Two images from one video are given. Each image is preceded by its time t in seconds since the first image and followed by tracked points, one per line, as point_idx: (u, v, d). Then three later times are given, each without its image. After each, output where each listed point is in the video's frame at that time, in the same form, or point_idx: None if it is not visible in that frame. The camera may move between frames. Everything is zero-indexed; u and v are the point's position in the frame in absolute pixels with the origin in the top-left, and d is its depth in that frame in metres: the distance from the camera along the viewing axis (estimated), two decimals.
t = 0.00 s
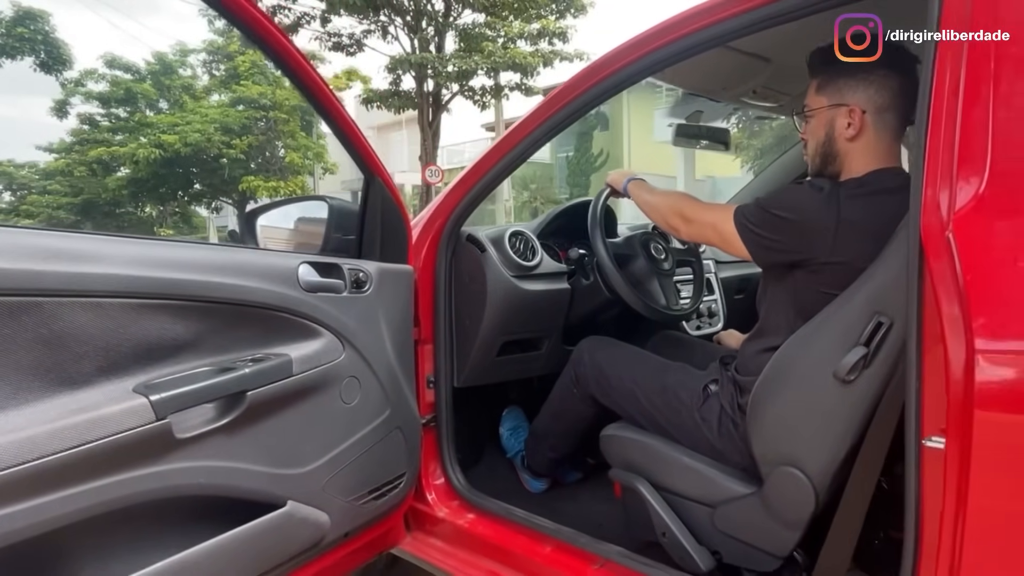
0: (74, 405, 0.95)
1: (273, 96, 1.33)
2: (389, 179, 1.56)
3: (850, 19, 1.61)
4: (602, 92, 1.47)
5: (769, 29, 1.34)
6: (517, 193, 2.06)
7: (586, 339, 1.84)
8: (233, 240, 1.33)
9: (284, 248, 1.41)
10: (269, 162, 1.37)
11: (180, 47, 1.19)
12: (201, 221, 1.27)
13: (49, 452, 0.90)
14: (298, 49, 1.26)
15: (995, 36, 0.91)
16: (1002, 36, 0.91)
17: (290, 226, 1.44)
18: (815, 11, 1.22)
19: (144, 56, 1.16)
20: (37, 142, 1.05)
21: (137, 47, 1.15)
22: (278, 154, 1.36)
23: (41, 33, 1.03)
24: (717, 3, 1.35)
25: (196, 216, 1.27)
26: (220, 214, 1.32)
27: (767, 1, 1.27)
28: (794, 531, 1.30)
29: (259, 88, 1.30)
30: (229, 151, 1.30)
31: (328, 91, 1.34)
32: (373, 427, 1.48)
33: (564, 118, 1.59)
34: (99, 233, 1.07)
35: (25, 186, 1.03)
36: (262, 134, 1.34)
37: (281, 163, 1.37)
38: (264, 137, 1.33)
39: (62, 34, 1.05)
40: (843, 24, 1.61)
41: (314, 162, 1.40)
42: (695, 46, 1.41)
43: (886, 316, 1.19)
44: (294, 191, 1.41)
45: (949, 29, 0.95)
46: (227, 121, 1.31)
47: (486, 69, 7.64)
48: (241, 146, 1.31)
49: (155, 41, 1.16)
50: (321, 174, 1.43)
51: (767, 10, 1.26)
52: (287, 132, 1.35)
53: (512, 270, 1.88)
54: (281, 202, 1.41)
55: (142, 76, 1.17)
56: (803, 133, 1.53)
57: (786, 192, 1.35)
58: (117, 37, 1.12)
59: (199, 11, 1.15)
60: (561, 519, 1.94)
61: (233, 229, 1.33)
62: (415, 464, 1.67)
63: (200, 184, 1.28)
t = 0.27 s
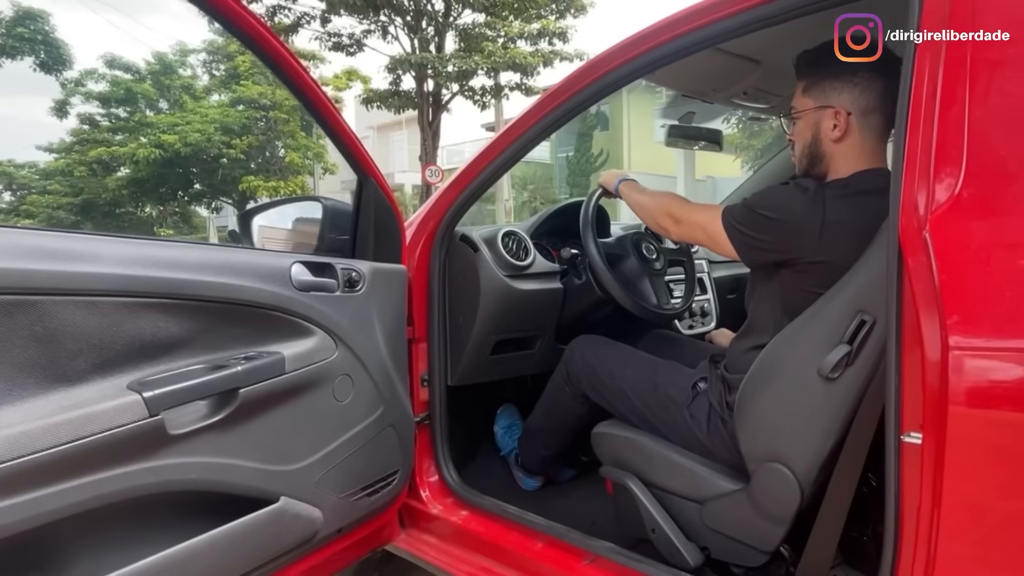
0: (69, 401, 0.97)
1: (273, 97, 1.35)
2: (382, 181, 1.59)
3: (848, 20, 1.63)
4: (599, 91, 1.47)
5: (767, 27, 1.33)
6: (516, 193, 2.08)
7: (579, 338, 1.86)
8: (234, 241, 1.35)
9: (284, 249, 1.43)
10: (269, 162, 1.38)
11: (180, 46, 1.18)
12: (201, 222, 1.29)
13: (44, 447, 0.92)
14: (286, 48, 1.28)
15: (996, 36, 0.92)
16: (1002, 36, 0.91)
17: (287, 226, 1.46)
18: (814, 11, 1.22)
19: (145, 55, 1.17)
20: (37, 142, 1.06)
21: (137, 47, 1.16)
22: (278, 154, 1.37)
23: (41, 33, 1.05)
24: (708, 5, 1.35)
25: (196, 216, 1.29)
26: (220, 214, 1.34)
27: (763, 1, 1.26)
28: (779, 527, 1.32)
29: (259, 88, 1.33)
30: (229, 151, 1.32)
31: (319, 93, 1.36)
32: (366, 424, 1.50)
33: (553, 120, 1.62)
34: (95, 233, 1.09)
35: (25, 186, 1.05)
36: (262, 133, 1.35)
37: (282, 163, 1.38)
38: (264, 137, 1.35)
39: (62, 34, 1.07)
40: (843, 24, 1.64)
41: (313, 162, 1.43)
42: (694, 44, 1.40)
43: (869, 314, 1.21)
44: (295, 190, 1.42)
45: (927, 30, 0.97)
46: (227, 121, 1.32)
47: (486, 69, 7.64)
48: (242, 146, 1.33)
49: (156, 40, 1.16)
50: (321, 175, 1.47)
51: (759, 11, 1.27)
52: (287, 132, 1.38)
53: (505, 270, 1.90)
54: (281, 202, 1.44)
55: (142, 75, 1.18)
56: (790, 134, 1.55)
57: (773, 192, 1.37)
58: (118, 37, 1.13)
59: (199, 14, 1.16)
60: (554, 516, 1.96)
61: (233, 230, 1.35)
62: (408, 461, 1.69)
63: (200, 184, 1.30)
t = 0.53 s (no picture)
0: (65, 400, 0.98)
1: (274, 97, 1.36)
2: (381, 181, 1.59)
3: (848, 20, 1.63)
4: (597, 91, 1.47)
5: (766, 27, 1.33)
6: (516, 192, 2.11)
7: (578, 338, 1.86)
8: (235, 241, 1.35)
9: (285, 250, 1.44)
10: (269, 162, 1.38)
11: (180, 47, 1.19)
12: (201, 223, 1.29)
13: (40, 446, 0.92)
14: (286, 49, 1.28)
15: (995, 36, 0.92)
16: (1002, 36, 0.92)
17: (288, 225, 1.47)
18: (814, 10, 1.22)
19: (146, 56, 1.17)
20: (37, 142, 1.06)
21: (138, 47, 1.16)
22: (278, 154, 1.38)
23: (41, 34, 1.05)
24: (707, 4, 1.35)
25: (196, 216, 1.29)
26: (221, 214, 1.34)
27: (762, 1, 1.26)
28: (776, 525, 1.32)
29: (259, 88, 1.33)
30: (229, 151, 1.32)
31: (317, 92, 1.37)
32: (364, 423, 1.50)
33: (551, 119, 1.62)
34: (92, 233, 1.09)
35: (25, 187, 1.05)
36: (262, 134, 1.36)
37: (282, 163, 1.39)
38: (264, 137, 1.35)
39: (62, 35, 1.07)
40: (843, 23, 1.65)
41: (313, 162, 1.45)
42: (695, 43, 1.40)
43: (866, 314, 1.21)
44: (295, 190, 1.43)
45: (924, 30, 0.97)
46: (226, 120, 1.33)
47: (486, 69, 7.63)
48: (241, 146, 1.32)
49: (156, 42, 1.16)
50: (321, 175, 1.48)
51: (758, 11, 1.27)
52: (287, 132, 1.39)
53: (504, 270, 1.90)
54: (280, 202, 1.44)
55: (142, 76, 1.19)
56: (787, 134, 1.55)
57: (770, 192, 1.38)
58: (118, 38, 1.13)
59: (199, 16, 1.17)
60: (552, 515, 1.96)
61: (234, 230, 1.35)
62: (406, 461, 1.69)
63: (200, 184, 1.30)
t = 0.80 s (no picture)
0: (70, 400, 0.98)
1: (274, 97, 1.36)
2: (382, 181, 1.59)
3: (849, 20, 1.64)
4: (597, 92, 1.47)
5: (767, 27, 1.33)
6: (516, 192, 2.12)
7: (578, 338, 1.87)
8: (235, 241, 1.35)
9: (282, 249, 1.44)
10: (269, 162, 1.38)
11: (180, 47, 1.19)
12: (200, 223, 1.30)
13: (46, 446, 0.92)
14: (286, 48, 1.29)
15: (995, 36, 0.92)
16: (1002, 36, 0.92)
17: (286, 225, 1.47)
18: (815, 10, 1.22)
19: (145, 56, 1.17)
20: (36, 142, 1.07)
21: (138, 47, 1.16)
22: (278, 154, 1.38)
23: (40, 33, 1.05)
24: (706, 4, 1.35)
25: (196, 216, 1.30)
26: (220, 214, 1.34)
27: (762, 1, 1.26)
28: (777, 525, 1.32)
29: (259, 88, 1.34)
30: (229, 151, 1.32)
31: (318, 92, 1.37)
32: (365, 423, 1.50)
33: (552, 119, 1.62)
34: (96, 233, 1.09)
35: (25, 187, 1.05)
36: (262, 134, 1.36)
37: (281, 163, 1.39)
38: (264, 137, 1.36)
39: (61, 35, 1.07)
40: (843, 23, 1.66)
41: (313, 162, 1.45)
42: (695, 43, 1.40)
43: (866, 314, 1.21)
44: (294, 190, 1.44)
45: (925, 30, 0.97)
46: (225, 121, 1.34)
47: (486, 69, 7.63)
48: (240, 146, 1.33)
49: (156, 41, 1.17)
50: (321, 175, 1.49)
51: (757, 11, 1.27)
52: (286, 131, 1.40)
53: (504, 270, 1.90)
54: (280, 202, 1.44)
55: (141, 77, 1.20)
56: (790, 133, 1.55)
57: (771, 191, 1.38)
58: (117, 37, 1.13)
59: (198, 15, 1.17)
60: (553, 514, 1.96)
61: (233, 230, 1.36)
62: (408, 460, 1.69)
63: (200, 184, 1.31)
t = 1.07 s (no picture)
0: (70, 400, 0.98)
1: (273, 97, 1.36)
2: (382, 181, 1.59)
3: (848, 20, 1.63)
4: (597, 92, 1.47)
5: (766, 27, 1.33)
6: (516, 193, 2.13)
7: (578, 338, 1.87)
8: (235, 241, 1.35)
9: (281, 249, 1.43)
10: (269, 162, 1.38)
11: (180, 47, 1.19)
12: (201, 223, 1.30)
13: (46, 446, 0.92)
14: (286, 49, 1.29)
15: (996, 35, 0.92)
16: (1002, 36, 0.92)
17: (286, 225, 1.46)
18: (815, 10, 1.22)
19: (145, 56, 1.17)
20: (37, 142, 1.06)
21: (137, 47, 1.15)
22: (278, 154, 1.38)
23: (40, 33, 1.04)
24: (706, 5, 1.35)
25: (196, 216, 1.30)
26: (220, 214, 1.34)
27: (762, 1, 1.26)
28: (777, 525, 1.32)
29: (259, 88, 1.33)
30: (229, 151, 1.32)
31: (318, 92, 1.37)
32: (365, 423, 1.50)
33: (552, 119, 1.62)
34: (97, 233, 1.09)
35: (25, 187, 1.05)
36: (262, 133, 1.36)
37: (281, 163, 1.39)
38: (264, 137, 1.36)
39: (62, 35, 1.07)
40: (843, 24, 1.65)
41: (313, 162, 1.45)
42: (695, 43, 1.40)
43: (866, 314, 1.21)
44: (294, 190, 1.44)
45: (925, 30, 0.97)
46: (228, 121, 1.33)
47: (486, 68, 7.62)
48: (241, 146, 1.33)
49: (156, 43, 1.16)
50: (320, 175, 1.49)
51: (758, 12, 1.27)
52: (287, 131, 1.39)
53: (504, 270, 1.90)
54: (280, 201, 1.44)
55: (142, 76, 1.19)
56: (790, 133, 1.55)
57: (771, 191, 1.38)
58: (117, 38, 1.13)
59: (198, 15, 1.17)
60: (552, 514, 1.96)
61: (233, 230, 1.36)
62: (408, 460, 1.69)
63: (201, 185, 1.31)
